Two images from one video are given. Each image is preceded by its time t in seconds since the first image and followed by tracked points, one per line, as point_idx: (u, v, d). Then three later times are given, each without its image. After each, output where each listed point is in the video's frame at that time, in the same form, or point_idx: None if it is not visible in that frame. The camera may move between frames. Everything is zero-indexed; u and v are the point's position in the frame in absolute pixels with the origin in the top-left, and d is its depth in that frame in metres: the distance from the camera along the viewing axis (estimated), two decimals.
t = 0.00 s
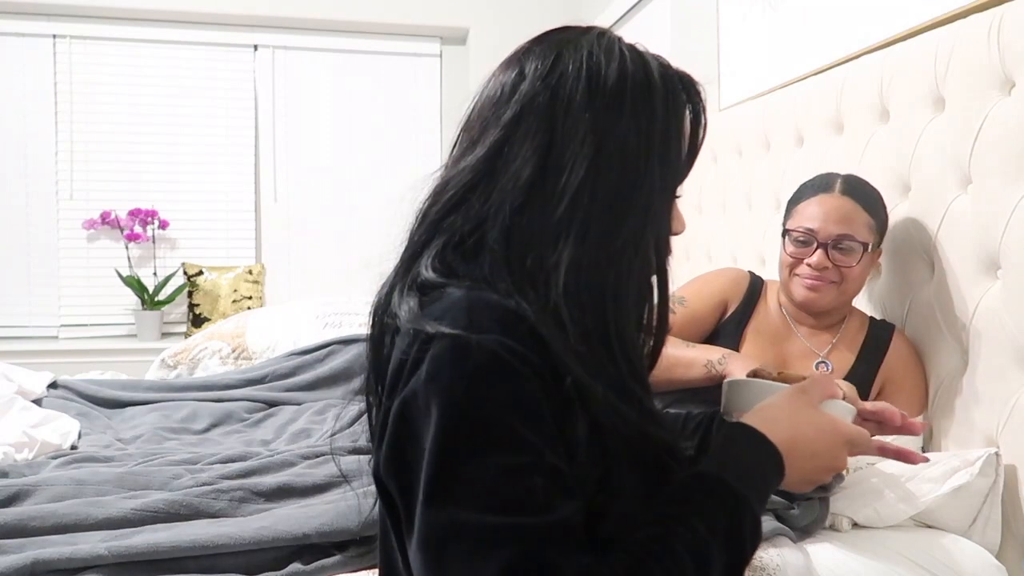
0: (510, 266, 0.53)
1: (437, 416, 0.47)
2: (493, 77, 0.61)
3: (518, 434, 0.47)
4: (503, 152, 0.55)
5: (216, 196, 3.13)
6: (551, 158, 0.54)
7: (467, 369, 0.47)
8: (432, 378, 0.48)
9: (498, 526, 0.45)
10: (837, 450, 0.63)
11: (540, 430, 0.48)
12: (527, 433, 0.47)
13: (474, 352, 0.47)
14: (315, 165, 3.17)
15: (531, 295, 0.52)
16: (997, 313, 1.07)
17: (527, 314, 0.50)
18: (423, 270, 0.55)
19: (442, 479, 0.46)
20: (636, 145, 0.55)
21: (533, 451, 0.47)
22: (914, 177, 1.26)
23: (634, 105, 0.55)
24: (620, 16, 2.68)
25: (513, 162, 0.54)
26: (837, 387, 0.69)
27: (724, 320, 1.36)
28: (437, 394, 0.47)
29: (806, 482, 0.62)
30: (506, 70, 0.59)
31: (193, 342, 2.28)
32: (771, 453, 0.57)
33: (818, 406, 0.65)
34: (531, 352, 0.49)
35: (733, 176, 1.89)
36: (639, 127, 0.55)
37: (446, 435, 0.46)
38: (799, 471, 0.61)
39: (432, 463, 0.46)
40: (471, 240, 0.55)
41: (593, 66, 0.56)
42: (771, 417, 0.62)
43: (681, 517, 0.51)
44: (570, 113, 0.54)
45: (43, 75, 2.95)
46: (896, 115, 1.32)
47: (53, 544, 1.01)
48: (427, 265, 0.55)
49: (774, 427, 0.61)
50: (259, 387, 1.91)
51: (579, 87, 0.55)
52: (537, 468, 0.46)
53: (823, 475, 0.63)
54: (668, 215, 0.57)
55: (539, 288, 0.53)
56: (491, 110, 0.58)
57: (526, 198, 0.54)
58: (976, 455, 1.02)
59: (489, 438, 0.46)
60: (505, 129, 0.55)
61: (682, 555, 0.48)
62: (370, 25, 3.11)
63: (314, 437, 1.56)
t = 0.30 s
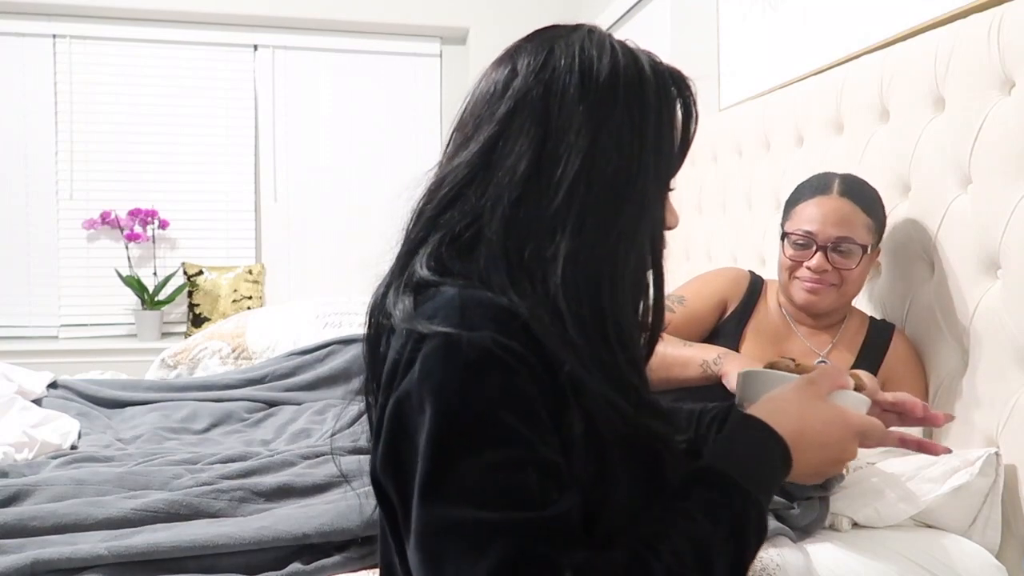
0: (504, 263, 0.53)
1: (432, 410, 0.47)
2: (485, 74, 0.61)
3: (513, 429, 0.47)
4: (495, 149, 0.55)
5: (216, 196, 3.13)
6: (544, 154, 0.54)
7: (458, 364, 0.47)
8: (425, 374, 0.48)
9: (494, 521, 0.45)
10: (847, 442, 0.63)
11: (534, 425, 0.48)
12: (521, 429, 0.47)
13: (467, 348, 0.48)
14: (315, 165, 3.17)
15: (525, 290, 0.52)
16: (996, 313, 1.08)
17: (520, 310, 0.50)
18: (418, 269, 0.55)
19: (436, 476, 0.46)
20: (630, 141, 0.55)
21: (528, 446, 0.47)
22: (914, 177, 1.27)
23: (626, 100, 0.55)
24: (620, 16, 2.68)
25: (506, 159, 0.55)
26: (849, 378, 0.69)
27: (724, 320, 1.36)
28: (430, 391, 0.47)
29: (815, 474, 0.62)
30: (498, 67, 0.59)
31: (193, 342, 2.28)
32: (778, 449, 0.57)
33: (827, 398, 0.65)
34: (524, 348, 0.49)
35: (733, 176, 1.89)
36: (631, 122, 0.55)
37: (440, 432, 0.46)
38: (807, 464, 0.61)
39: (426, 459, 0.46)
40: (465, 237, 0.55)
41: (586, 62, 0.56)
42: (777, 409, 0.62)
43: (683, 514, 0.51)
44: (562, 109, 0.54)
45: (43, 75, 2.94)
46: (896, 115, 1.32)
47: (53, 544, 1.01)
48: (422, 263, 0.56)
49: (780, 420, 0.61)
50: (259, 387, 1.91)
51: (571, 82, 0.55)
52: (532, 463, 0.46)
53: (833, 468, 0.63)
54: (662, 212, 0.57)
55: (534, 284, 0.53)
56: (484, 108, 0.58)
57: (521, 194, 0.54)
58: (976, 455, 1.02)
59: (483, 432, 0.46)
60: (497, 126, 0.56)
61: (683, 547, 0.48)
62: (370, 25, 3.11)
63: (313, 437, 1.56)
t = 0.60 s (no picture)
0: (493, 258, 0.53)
1: (421, 404, 0.47)
2: (470, 73, 0.61)
3: (503, 420, 0.47)
4: (481, 145, 0.55)
5: (215, 196, 3.13)
6: (530, 149, 0.54)
7: (445, 358, 0.47)
8: (413, 369, 0.48)
9: (487, 512, 0.45)
10: (850, 426, 0.61)
11: (526, 416, 0.48)
12: (512, 420, 0.47)
13: (455, 341, 0.48)
14: (315, 165, 3.16)
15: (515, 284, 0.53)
16: (996, 314, 1.08)
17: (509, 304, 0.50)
18: (408, 267, 0.55)
19: (428, 469, 0.46)
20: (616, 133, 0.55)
21: (519, 436, 0.47)
22: (914, 178, 1.26)
23: (610, 92, 0.55)
24: (621, 16, 2.68)
25: (492, 155, 0.54)
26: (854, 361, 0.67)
27: (721, 320, 1.36)
28: (419, 387, 0.47)
29: (816, 458, 0.61)
30: (483, 65, 0.59)
31: (193, 342, 2.28)
32: (780, 434, 0.55)
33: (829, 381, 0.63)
34: (513, 341, 0.49)
35: (733, 176, 1.89)
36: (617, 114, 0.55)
37: (430, 425, 0.46)
38: (806, 447, 0.59)
39: (418, 453, 0.46)
40: (454, 234, 0.55)
41: (569, 56, 0.55)
42: (777, 393, 0.61)
43: (681, 501, 0.50)
44: (546, 103, 0.54)
45: (43, 75, 2.95)
46: (896, 115, 1.32)
47: (53, 544, 1.01)
48: (412, 262, 0.56)
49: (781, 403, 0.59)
50: (259, 387, 1.91)
51: (554, 76, 0.55)
52: (523, 454, 0.46)
53: (835, 453, 0.61)
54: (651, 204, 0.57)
55: (524, 278, 0.53)
56: (469, 107, 0.58)
57: (508, 189, 0.54)
58: (976, 455, 1.01)
59: (474, 425, 0.46)
60: (482, 123, 0.56)
61: (680, 534, 0.48)
62: (370, 25, 3.11)
63: (313, 437, 1.56)
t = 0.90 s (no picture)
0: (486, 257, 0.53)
1: (415, 403, 0.46)
2: (460, 74, 0.61)
3: (497, 419, 0.46)
4: (472, 145, 0.55)
5: (215, 196, 3.13)
6: (521, 147, 0.54)
7: (438, 358, 0.47)
8: (407, 368, 0.48)
9: (482, 510, 0.44)
10: (845, 420, 0.62)
11: (520, 415, 0.48)
12: (505, 419, 0.47)
13: (447, 340, 0.48)
14: (315, 164, 3.16)
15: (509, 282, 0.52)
16: (997, 314, 1.07)
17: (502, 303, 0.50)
18: (402, 270, 0.56)
19: (422, 469, 0.46)
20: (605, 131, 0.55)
21: (513, 434, 0.46)
22: (914, 178, 1.26)
23: (599, 89, 0.55)
24: (621, 16, 2.68)
25: (483, 155, 0.55)
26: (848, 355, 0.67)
27: (718, 321, 1.36)
28: (412, 387, 0.47)
29: (812, 453, 0.61)
30: (472, 66, 0.59)
31: (193, 342, 2.28)
32: (775, 431, 0.56)
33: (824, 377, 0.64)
34: (506, 340, 0.49)
35: (733, 176, 1.89)
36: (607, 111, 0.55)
37: (423, 425, 0.46)
38: (802, 443, 0.60)
39: (411, 452, 0.46)
40: (447, 235, 0.55)
41: (557, 55, 0.56)
42: (771, 389, 0.61)
43: (676, 498, 0.50)
44: (536, 102, 0.54)
45: (43, 74, 2.95)
46: (896, 115, 1.32)
47: (53, 544, 1.01)
48: (406, 264, 0.56)
49: (776, 400, 0.60)
50: (259, 387, 1.91)
51: (543, 75, 0.55)
52: (516, 452, 0.46)
53: (832, 447, 0.62)
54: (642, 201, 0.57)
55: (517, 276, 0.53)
56: (459, 108, 0.58)
57: (499, 189, 0.54)
58: (977, 455, 1.01)
59: (466, 424, 0.46)
60: (473, 123, 0.56)
61: (676, 532, 0.48)
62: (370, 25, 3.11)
63: (313, 436, 1.56)
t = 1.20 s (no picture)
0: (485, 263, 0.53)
1: (410, 408, 0.47)
2: (459, 75, 0.61)
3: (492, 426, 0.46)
4: (471, 148, 0.55)
5: (215, 196, 3.13)
6: (519, 151, 0.54)
7: (433, 362, 0.47)
8: (401, 373, 0.48)
9: (475, 518, 0.44)
10: (839, 427, 0.62)
11: (515, 422, 0.47)
12: (500, 425, 0.46)
13: (442, 345, 0.47)
14: (315, 164, 3.16)
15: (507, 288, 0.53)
16: (997, 314, 1.07)
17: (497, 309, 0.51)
18: (397, 273, 0.56)
19: (416, 474, 0.46)
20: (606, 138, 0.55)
21: (507, 441, 0.46)
22: (914, 178, 1.26)
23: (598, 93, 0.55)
24: (621, 15, 2.68)
25: (483, 158, 0.55)
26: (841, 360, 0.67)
27: (718, 322, 1.36)
28: (407, 391, 0.47)
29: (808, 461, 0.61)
30: (471, 68, 0.59)
31: (192, 342, 2.27)
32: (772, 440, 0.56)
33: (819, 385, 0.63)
34: (501, 346, 0.49)
35: (733, 176, 1.89)
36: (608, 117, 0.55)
37: (418, 429, 0.46)
38: (799, 451, 0.59)
39: (405, 458, 0.46)
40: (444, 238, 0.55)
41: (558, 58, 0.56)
42: (766, 395, 0.61)
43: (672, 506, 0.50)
44: (535, 107, 0.54)
45: (43, 74, 2.95)
46: (896, 115, 1.32)
47: (53, 544, 1.01)
48: (401, 267, 0.56)
49: (772, 407, 0.59)
50: (259, 387, 1.91)
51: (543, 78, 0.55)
52: (511, 458, 0.46)
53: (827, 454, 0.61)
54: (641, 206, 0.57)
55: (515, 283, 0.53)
56: (458, 111, 0.58)
57: (499, 193, 0.54)
58: (977, 456, 1.00)
59: (461, 430, 0.46)
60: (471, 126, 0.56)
61: (668, 540, 0.48)
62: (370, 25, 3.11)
63: (312, 436, 1.56)
